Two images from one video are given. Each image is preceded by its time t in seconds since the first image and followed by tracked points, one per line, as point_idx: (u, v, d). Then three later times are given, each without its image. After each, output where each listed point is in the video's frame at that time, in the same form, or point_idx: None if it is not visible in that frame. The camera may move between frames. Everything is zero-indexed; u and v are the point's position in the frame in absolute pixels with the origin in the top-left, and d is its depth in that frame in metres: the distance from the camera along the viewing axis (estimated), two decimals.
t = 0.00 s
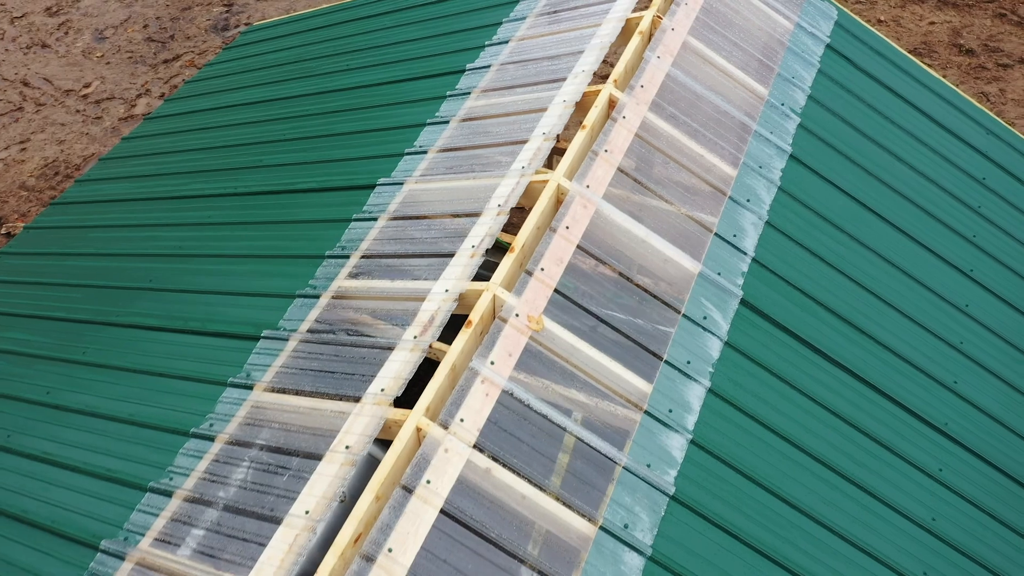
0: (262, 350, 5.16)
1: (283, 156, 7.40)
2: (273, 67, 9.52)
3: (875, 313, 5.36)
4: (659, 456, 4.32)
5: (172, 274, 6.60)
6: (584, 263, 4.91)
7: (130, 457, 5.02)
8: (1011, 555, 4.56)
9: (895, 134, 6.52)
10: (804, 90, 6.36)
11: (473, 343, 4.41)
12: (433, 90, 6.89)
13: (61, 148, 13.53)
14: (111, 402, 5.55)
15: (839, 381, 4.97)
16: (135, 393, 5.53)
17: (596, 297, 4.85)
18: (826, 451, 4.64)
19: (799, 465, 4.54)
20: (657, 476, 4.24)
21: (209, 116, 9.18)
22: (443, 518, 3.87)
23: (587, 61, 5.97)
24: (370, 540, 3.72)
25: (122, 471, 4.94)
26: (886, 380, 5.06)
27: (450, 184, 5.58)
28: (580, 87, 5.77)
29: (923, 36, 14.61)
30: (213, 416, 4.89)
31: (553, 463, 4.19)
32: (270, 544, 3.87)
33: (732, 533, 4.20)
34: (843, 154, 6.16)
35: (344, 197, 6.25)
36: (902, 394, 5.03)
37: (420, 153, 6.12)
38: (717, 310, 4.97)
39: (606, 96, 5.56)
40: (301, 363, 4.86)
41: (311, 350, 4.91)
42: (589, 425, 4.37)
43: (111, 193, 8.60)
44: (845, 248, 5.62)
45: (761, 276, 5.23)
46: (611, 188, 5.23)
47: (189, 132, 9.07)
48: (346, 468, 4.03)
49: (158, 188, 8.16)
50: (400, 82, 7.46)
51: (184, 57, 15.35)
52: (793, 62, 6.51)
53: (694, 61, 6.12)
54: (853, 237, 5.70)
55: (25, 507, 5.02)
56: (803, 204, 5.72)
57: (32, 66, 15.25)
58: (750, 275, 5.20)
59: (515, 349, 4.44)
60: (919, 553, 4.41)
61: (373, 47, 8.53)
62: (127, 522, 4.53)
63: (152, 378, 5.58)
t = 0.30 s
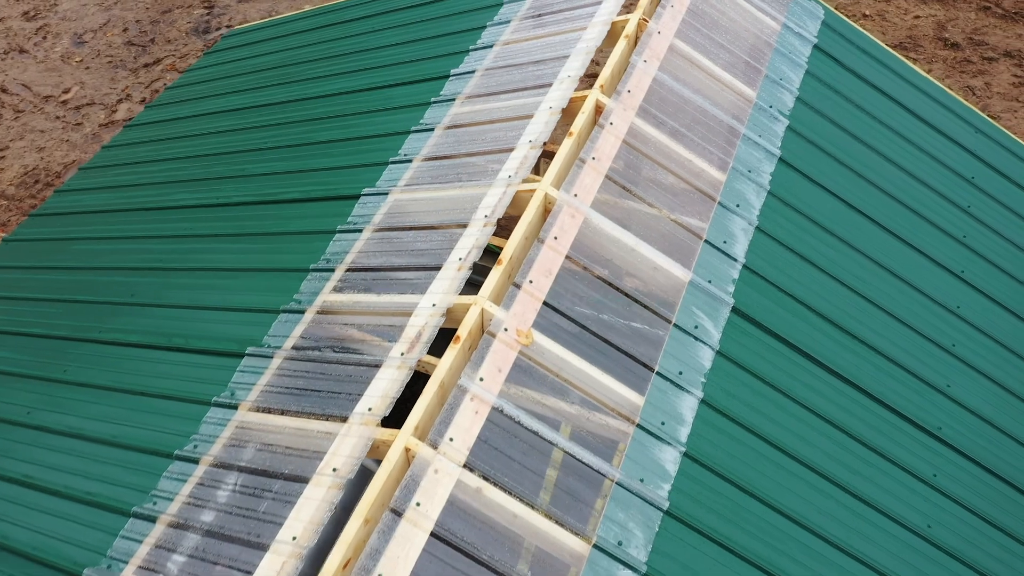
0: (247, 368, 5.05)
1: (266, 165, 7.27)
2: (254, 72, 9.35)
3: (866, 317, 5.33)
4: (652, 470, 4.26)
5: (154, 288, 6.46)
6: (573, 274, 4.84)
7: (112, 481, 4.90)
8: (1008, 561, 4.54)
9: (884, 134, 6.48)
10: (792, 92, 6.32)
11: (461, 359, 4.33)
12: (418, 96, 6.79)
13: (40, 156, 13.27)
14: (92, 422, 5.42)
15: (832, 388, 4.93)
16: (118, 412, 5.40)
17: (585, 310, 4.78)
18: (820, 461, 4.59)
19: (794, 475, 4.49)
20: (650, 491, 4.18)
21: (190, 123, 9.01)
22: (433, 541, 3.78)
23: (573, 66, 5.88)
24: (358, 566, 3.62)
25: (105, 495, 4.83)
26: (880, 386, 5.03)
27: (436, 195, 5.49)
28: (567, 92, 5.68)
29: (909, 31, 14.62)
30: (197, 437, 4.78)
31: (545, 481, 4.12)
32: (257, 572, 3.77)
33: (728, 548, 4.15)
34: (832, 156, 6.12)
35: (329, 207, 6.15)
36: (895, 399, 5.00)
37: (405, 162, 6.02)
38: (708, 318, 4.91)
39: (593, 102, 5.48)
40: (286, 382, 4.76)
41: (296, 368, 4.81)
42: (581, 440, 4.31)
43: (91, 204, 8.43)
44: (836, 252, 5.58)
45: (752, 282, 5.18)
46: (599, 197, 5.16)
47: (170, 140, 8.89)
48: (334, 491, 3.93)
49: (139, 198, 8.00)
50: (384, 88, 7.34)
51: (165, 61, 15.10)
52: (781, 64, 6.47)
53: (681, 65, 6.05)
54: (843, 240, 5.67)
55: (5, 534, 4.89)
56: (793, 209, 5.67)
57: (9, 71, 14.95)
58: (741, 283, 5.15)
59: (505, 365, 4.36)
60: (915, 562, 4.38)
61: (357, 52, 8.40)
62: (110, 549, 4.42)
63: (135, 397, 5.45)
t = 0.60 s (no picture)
0: (231, 387, 4.94)
1: (248, 175, 7.14)
2: (236, 78, 9.20)
3: (858, 321, 5.30)
4: (645, 484, 4.20)
5: (136, 303, 6.32)
6: (562, 285, 4.77)
7: (95, 506, 4.78)
8: (1003, 566, 4.52)
9: (873, 135, 6.45)
10: (780, 94, 6.27)
11: (450, 375, 4.25)
12: (402, 103, 6.69)
13: (19, 164, 13.02)
14: (74, 444, 5.29)
15: (825, 394, 4.90)
16: (100, 434, 5.28)
17: (575, 321, 4.71)
18: (814, 469, 4.56)
19: (788, 485, 4.45)
20: (644, 506, 4.12)
21: (171, 132, 8.84)
22: (424, 564, 3.69)
23: (558, 71, 5.80)
24: None
25: (88, 521, 4.71)
26: (872, 391, 5.00)
27: (422, 205, 5.39)
28: (553, 98, 5.60)
29: (893, 25, 14.63)
30: (181, 459, 4.67)
31: (537, 499, 4.04)
32: None
33: (723, 561, 4.10)
34: (821, 158, 6.08)
35: (313, 218, 6.04)
36: (888, 404, 4.97)
37: (390, 171, 5.91)
38: (700, 327, 4.85)
39: (579, 108, 5.40)
40: (271, 401, 4.66)
41: (281, 387, 4.71)
42: (571, 456, 4.24)
43: (70, 215, 8.25)
44: (826, 255, 5.54)
45: (743, 289, 5.13)
46: (587, 205, 5.08)
47: (151, 149, 8.72)
48: (322, 516, 3.85)
49: (120, 209, 7.84)
50: (368, 94, 7.23)
51: (145, 65, 14.85)
52: (768, 65, 6.42)
53: (668, 68, 5.99)
54: (833, 243, 5.63)
55: None
56: (783, 212, 5.63)
57: None
58: (732, 289, 5.10)
59: (494, 381, 4.28)
60: (911, 570, 4.35)
61: (340, 57, 8.27)
62: None
63: (118, 417, 5.33)
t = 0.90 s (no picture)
0: (215, 407, 4.84)
1: (230, 185, 7.02)
2: (217, 85, 9.04)
3: (849, 326, 5.27)
4: (638, 499, 4.14)
5: (118, 319, 6.19)
6: (551, 297, 4.70)
7: (79, 532, 4.67)
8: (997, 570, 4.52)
9: (860, 135, 6.42)
10: (767, 96, 6.22)
11: (438, 393, 4.17)
12: (386, 110, 6.58)
13: None
14: (55, 468, 5.17)
15: (817, 402, 4.86)
16: (82, 457, 5.16)
17: (565, 334, 4.65)
18: (808, 479, 4.53)
19: (783, 496, 4.42)
20: (637, 522, 4.07)
21: (151, 141, 8.68)
22: None
23: (543, 77, 5.72)
24: None
25: (72, 548, 4.60)
26: (865, 397, 4.97)
27: (407, 217, 5.30)
28: (538, 106, 5.52)
29: (878, 19, 14.63)
30: (165, 483, 4.57)
31: (528, 518, 3.98)
32: None
33: None
34: (809, 161, 6.04)
35: (297, 230, 5.93)
36: (881, 410, 4.95)
37: (374, 181, 5.82)
38: (691, 337, 4.80)
39: (565, 115, 5.32)
40: (256, 422, 4.56)
41: (266, 407, 4.61)
42: (563, 472, 4.18)
43: (49, 228, 8.09)
44: (816, 260, 5.51)
45: (733, 296, 5.09)
46: (575, 215, 5.02)
47: (131, 159, 8.55)
48: (309, 541, 3.77)
49: (100, 222, 7.69)
50: (351, 101, 7.11)
51: (126, 70, 14.61)
52: (754, 67, 6.37)
53: (654, 72, 5.93)
54: (823, 247, 5.59)
55: None
56: (772, 217, 5.59)
57: None
58: (723, 297, 5.05)
59: (483, 398, 4.20)
60: None
61: (322, 63, 8.14)
62: None
63: (100, 439, 5.21)
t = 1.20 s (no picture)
0: (200, 431, 4.73)
1: (213, 198, 6.88)
2: (199, 94, 8.88)
3: (842, 333, 5.24)
4: (633, 518, 4.09)
5: (100, 338, 6.05)
6: (541, 312, 4.63)
7: (62, 563, 4.55)
8: None
9: (850, 138, 6.38)
10: (756, 100, 6.17)
11: (428, 415, 4.08)
12: (370, 120, 6.47)
13: None
14: (37, 495, 5.03)
15: (812, 412, 4.82)
16: (64, 483, 5.03)
17: (556, 350, 4.58)
18: (805, 491, 4.49)
19: (779, 509, 4.38)
20: (633, 541, 4.01)
21: (132, 151, 8.50)
22: None
23: (529, 86, 5.63)
24: None
25: None
26: (859, 405, 4.94)
27: (393, 231, 5.21)
28: (525, 115, 5.43)
29: (864, 15, 14.62)
30: (150, 511, 4.45)
31: (523, 541, 3.91)
32: None
33: None
34: (799, 165, 5.99)
35: (282, 245, 5.82)
36: (875, 417, 4.92)
37: (359, 194, 5.71)
38: (683, 349, 4.75)
39: (553, 125, 5.24)
40: (242, 446, 4.46)
41: (252, 430, 4.51)
42: (558, 492, 4.11)
43: (29, 243, 7.90)
44: (808, 266, 5.47)
45: (726, 306, 5.04)
46: (564, 227, 4.94)
47: (112, 170, 8.38)
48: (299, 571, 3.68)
49: (80, 236, 7.52)
50: (335, 111, 6.98)
51: (106, 77, 14.36)
52: (742, 71, 6.31)
53: (642, 78, 5.85)
54: (815, 254, 5.55)
55: None
56: (763, 224, 5.54)
57: None
58: (715, 308, 5.00)
59: (475, 418, 4.13)
60: None
61: (305, 70, 7.99)
62: None
63: (83, 465, 5.08)
